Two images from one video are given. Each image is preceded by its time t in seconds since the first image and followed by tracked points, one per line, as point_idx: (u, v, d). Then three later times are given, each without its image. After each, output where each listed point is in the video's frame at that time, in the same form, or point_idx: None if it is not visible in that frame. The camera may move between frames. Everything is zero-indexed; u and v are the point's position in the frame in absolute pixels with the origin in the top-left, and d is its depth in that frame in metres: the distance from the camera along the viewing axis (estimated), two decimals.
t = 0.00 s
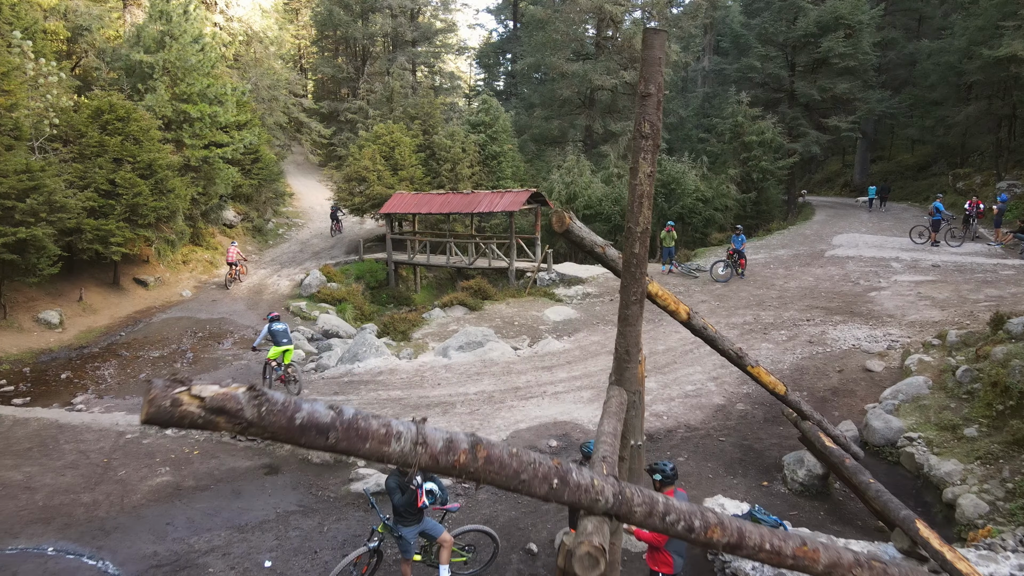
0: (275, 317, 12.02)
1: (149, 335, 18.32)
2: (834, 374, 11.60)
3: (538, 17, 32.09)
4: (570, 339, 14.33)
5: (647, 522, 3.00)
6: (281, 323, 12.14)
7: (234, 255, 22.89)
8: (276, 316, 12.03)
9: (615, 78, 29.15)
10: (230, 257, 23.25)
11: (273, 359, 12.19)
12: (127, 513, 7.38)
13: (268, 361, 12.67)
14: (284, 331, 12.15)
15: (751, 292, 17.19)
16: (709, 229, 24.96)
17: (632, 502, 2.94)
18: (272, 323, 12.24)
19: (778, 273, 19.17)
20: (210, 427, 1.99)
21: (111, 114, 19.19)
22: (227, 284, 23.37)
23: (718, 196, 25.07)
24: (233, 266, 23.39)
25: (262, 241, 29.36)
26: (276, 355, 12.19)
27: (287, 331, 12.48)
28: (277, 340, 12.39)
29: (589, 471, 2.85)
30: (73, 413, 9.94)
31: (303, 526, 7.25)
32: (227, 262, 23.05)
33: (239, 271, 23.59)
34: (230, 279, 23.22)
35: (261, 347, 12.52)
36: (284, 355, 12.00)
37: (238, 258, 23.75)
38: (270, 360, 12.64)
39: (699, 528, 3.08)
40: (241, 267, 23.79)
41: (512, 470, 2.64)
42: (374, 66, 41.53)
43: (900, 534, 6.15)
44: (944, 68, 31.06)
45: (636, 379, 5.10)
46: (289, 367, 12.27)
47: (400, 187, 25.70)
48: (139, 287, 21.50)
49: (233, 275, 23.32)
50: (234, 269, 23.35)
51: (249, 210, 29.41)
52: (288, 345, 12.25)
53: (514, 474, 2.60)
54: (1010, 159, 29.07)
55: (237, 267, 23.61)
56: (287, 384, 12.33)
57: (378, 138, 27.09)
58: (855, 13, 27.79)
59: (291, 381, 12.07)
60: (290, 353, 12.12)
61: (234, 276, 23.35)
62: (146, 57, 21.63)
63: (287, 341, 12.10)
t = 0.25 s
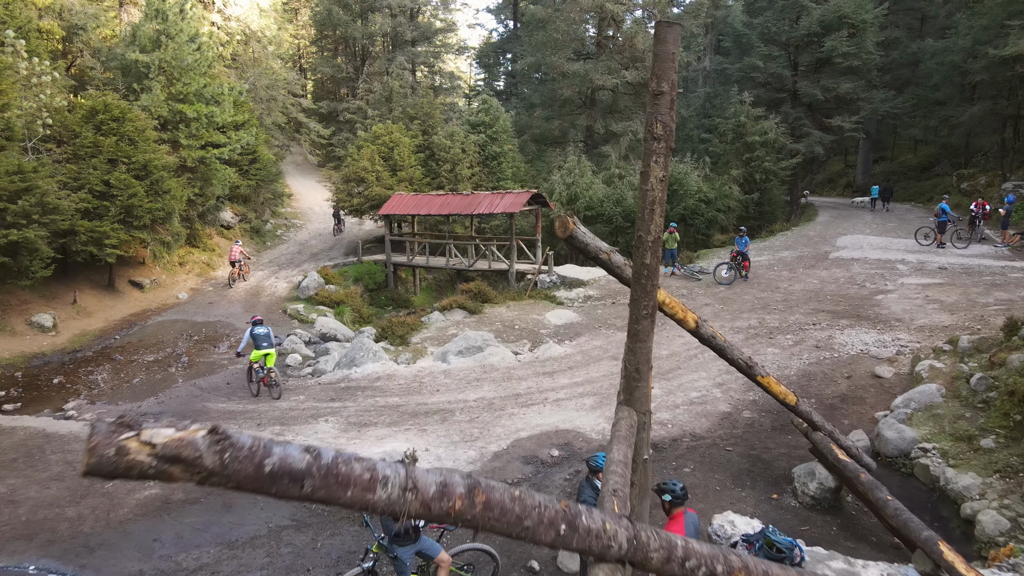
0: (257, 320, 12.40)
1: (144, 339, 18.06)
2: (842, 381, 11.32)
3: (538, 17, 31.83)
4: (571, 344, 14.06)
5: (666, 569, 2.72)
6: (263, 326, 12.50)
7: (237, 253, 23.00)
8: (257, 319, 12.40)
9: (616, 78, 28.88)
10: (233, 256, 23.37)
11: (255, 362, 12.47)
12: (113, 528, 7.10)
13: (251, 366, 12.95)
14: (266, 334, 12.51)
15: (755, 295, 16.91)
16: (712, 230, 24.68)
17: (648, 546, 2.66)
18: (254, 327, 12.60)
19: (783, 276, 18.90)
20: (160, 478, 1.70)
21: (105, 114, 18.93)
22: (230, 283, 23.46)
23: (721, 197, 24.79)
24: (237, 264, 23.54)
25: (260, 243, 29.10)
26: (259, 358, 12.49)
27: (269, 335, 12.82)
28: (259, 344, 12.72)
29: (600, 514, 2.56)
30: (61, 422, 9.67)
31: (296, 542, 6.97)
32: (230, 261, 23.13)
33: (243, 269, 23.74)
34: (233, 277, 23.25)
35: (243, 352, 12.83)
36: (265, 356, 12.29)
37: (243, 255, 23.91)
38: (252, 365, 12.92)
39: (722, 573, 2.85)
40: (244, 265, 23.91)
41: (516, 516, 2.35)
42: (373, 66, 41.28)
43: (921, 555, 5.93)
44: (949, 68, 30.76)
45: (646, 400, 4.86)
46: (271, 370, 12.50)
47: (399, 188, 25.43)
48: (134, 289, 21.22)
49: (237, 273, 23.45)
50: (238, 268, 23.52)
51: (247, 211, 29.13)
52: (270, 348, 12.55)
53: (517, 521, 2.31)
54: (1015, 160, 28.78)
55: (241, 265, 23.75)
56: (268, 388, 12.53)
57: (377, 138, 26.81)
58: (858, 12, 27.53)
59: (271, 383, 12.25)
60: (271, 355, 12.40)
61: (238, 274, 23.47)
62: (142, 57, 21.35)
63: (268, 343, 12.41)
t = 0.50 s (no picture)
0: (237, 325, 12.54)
1: (137, 343, 17.75)
2: (852, 389, 10.99)
3: (538, 16, 31.52)
4: (573, 349, 13.74)
5: None
6: (242, 332, 12.64)
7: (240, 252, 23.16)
8: (237, 325, 12.54)
9: (617, 77, 28.55)
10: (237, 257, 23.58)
11: (234, 367, 12.58)
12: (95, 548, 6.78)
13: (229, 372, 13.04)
14: (245, 339, 12.66)
15: (760, 298, 16.59)
16: (714, 232, 24.37)
17: None
18: (233, 332, 12.73)
19: (787, 279, 18.58)
20: (89, 559, 1.71)
21: (99, 114, 18.61)
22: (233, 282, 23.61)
23: (724, 199, 24.48)
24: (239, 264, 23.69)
25: (257, 244, 28.78)
26: (238, 363, 12.61)
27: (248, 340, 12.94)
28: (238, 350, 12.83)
29: None
30: (47, 432, 9.37)
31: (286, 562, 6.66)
32: (234, 261, 23.37)
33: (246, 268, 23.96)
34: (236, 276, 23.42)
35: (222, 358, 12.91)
36: (244, 362, 12.40)
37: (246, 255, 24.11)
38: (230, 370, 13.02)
39: None
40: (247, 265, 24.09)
41: None
42: (373, 66, 40.99)
43: None
44: (953, 67, 30.44)
45: (659, 426, 4.64)
46: (249, 375, 12.59)
47: (398, 189, 25.11)
48: (129, 292, 20.93)
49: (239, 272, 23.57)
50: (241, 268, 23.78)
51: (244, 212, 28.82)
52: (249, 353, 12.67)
53: None
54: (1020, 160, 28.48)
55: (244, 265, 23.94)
56: (246, 392, 12.61)
57: (375, 138, 26.49)
58: (863, 11, 27.22)
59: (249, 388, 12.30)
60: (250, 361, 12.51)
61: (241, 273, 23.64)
62: (136, 56, 21.01)
63: (248, 349, 12.54)
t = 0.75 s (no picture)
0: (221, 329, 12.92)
1: (131, 346, 17.47)
2: (861, 396, 10.70)
3: (538, 15, 31.24)
4: (574, 354, 13.46)
5: None
6: (226, 336, 13.02)
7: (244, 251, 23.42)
8: (221, 329, 12.92)
9: (619, 77, 28.26)
10: (240, 255, 23.82)
11: (215, 371, 12.86)
12: (77, 566, 6.49)
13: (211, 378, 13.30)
14: (228, 344, 13.02)
15: (765, 301, 16.31)
16: (717, 233, 24.08)
17: None
18: (218, 337, 13.10)
19: (792, 281, 18.31)
20: None
21: (93, 114, 18.34)
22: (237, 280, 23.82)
23: (726, 199, 24.18)
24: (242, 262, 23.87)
25: (255, 245, 28.50)
26: (219, 366, 12.90)
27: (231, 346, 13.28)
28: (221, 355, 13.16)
29: None
30: (33, 442, 9.11)
31: None
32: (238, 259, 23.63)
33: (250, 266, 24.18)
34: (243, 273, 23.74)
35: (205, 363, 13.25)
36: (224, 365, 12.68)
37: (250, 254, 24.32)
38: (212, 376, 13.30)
39: None
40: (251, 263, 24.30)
41: None
42: (372, 65, 40.70)
43: None
44: (957, 67, 30.15)
45: (674, 451, 4.47)
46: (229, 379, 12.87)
47: (397, 189, 24.82)
48: (124, 294, 20.66)
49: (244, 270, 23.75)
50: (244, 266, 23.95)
51: (241, 213, 28.54)
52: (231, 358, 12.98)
53: None
54: None
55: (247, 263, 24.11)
56: (223, 397, 12.78)
57: (374, 138, 26.20)
58: (867, 10, 26.94)
59: (227, 393, 12.46)
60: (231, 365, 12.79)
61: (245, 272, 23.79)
62: (131, 55, 20.72)
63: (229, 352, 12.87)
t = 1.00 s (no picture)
0: (204, 333, 13.08)
1: (125, 350, 17.14)
2: (873, 404, 10.37)
3: (539, 14, 30.92)
4: (576, 360, 13.13)
5: None
6: (209, 340, 13.15)
7: (247, 250, 23.55)
8: (204, 332, 13.07)
9: (620, 76, 27.92)
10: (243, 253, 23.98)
11: (198, 373, 13.09)
12: None
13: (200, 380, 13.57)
14: (211, 347, 13.16)
15: (770, 305, 15.98)
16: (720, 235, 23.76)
17: None
18: (204, 341, 13.31)
19: (797, 284, 17.99)
20: None
21: (86, 114, 18.01)
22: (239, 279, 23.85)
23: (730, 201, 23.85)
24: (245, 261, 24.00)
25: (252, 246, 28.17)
26: (201, 369, 13.08)
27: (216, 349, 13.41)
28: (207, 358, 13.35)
29: None
30: (16, 454, 8.80)
31: None
32: (240, 258, 23.69)
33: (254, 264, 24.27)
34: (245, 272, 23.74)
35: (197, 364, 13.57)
36: (203, 368, 12.85)
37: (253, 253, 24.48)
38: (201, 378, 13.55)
39: None
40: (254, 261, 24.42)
41: None
42: (371, 65, 40.38)
43: None
44: (963, 66, 29.84)
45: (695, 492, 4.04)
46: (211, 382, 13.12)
47: (395, 190, 24.49)
48: (118, 297, 20.33)
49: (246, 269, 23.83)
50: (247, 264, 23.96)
51: (238, 214, 28.22)
52: (213, 361, 13.12)
53: None
54: None
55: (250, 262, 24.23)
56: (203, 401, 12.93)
57: (373, 139, 25.87)
58: (871, 8, 26.63)
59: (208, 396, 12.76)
60: (211, 368, 12.94)
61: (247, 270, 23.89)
62: (126, 53, 20.37)
63: (209, 356, 12.99)
